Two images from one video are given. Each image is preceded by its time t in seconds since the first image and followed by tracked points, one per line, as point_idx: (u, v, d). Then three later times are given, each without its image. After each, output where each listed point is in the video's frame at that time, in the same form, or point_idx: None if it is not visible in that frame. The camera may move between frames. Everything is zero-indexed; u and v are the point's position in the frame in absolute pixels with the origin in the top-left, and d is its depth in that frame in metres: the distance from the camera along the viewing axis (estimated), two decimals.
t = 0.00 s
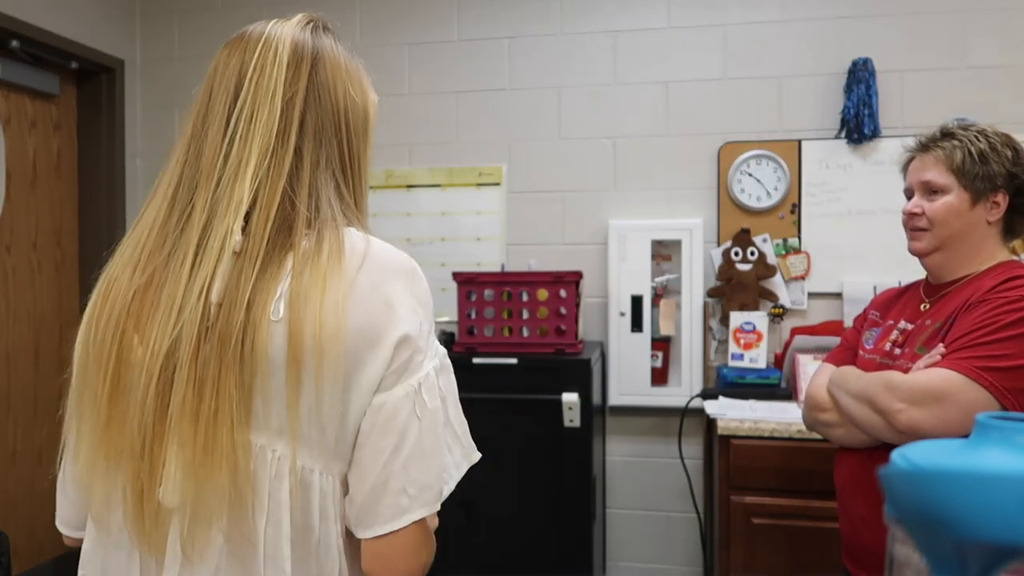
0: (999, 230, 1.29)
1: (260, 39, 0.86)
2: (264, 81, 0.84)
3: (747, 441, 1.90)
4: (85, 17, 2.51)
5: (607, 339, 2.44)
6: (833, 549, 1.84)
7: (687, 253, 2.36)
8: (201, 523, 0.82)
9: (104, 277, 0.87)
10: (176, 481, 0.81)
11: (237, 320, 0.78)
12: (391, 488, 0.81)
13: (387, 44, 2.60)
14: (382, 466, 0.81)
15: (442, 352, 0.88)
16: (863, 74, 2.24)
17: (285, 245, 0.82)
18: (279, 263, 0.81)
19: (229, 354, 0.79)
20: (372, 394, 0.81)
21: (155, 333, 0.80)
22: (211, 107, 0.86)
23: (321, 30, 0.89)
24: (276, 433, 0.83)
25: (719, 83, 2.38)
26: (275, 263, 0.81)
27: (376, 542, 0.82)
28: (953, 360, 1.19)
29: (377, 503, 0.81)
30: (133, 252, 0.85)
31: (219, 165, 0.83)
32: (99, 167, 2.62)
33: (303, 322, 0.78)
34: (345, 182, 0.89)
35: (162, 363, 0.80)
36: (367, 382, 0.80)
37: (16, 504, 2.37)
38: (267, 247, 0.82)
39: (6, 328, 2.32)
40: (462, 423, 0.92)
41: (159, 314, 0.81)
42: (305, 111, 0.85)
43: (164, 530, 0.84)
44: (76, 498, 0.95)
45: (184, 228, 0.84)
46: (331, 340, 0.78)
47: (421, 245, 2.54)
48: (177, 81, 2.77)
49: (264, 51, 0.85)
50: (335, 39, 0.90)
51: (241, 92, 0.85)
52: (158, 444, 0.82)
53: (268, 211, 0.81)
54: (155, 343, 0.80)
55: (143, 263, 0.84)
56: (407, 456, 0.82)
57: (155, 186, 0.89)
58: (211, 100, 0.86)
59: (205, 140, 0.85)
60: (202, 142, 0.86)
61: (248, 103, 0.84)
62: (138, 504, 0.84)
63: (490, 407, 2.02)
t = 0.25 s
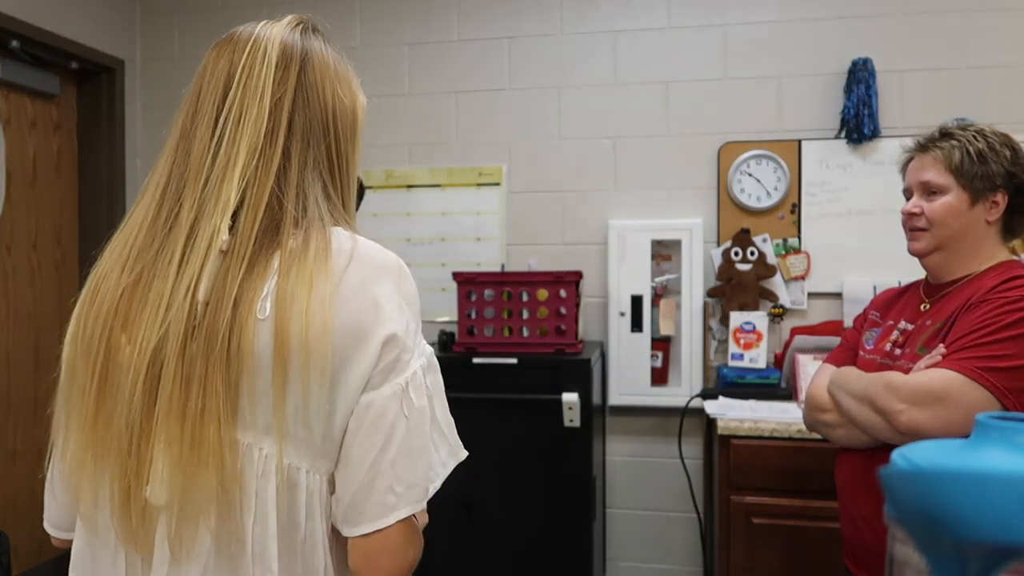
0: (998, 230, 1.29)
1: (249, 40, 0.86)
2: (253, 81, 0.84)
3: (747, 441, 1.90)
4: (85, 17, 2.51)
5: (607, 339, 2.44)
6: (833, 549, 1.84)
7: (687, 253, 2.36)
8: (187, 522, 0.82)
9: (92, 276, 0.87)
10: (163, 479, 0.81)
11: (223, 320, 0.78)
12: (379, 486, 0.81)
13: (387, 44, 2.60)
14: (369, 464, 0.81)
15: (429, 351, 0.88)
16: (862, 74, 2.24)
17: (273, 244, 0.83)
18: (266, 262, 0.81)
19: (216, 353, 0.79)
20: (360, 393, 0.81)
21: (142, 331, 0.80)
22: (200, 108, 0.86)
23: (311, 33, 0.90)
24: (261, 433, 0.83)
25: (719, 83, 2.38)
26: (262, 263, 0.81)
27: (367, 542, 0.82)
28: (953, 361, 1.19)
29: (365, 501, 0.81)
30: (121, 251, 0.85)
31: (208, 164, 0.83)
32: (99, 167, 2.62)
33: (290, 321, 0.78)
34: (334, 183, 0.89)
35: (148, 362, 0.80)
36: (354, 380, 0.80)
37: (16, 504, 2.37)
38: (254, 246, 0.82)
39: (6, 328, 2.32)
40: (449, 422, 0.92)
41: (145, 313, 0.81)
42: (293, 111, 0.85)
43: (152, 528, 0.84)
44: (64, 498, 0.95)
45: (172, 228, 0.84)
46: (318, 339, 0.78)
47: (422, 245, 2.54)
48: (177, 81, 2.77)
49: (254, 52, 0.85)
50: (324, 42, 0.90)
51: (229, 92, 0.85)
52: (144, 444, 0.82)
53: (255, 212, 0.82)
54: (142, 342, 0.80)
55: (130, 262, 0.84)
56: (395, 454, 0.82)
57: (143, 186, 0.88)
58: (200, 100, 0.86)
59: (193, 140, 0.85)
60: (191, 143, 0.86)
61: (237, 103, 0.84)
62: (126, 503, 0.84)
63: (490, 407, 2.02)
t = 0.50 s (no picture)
0: (998, 229, 1.29)
1: (241, 40, 0.86)
2: (245, 81, 0.84)
3: (747, 441, 1.90)
4: (85, 17, 2.51)
5: (607, 339, 2.44)
6: (833, 549, 1.83)
7: (687, 253, 2.36)
8: (179, 520, 0.82)
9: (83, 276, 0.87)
10: (155, 477, 0.81)
11: (213, 319, 0.78)
12: (369, 485, 0.81)
13: (387, 44, 2.59)
14: (359, 463, 0.80)
15: (420, 350, 0.88)
16: (862, 74, 2.24)
17: (264, 243, 0.83)
18: (256, 262, 0.81)
19: (205, 351, 0.78)
20: (349, 391, 0.81)
21: (132, 330, 0.80)
22: (191, 108, 0.86)
23: (303, 34, 0.90)
24: (252, 432, 0.83)
25: (719, 83, 2.38)
26: (253, 262, 0.81)
27: (365, 541, 0.82)
28: (953, 361, 1.19)
29: (354, 500, 0.81)
30: (112, 251, 0.85)
31: (200, 163, 0.83)
32: (99, 167, 2.62)
33: (279, 319, 0.78)
34: (325, 183, 0.89)
35: (138, 361, 0.80)
36: (345, 379, 0.80)
37: (16, 504, 2.37)
38: (245, 245, 0.82)
39: (6, 328, 2.32)
40: (442, 420, 0.90)
41: (136, 312, 0.81)
42: (285, 111, 0.85)
43: (144, 527, 0.85)
44: (58, 499, 0.95)
45: (163, 227, 0.84)
46: (307, 337, 0.78)
47: (422, 245, 2.54)
48: (177, 81, 2.77)
49: (245, 52, 0.85)
50: (317, 43, 0.90)
51: (221, 92, 0.85)
52: (136, 443, 0.82)
53: (246, 211, 0.82)
54: (133, 341, 0.80)
55: (121, 261, 0.84)
56: (385, 453, 0.81)
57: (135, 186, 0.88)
58: (192, 100, 0.86)
59: (185, 140, 0.85)
60: (183, 142, 0.86)
61: (228, 103, 0.84)
62: (118, 501, 0.84)
63: (490, 407, 2.02)
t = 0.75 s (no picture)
0: (998, 229, 1.29)
1: (239, 41, 0.86)
2: (243, 81, 0.84)
3: (747, 441, 1.90)
4: (85, 17, 2.51)
5: (607, 339, 2.44)
6: (833, 549, 1.83)
7: (687, 253, 2.36)
8: (176, 520, 0.82)
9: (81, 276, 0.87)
10: (152, 477, 0.81)
11: (210, 318, 0.78)
12: (367, 484, 0.80)
13: (387, 44, 2.59)
14: (356, 462, 0.80)
15: (417, 349, 0.87)
16: (862, 74, 2.24)
17: (261, 243, 0.83)
18: (254, 262, 0.81)
19: (202, 350, 0.78)
20: (346, 391, 0.80)
21: (130, 330, 0.80)
22: (190, 108, 0.86)
23: (302, 35, 0.89)
24: (248, 432, 0.82)
25: (719, 83, 2.38)
26: (251, 262, 0.81)
27: (365, 541, 0.82)
28: (953, 361, 1.19)
29: (352, 499, 0.81)
30: (110, 252, 0.85)
31: (199, 163, 0.83)
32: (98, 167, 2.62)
33: (276, 318, 0.78)
34: (324, 183, 0.89)
35: (136, 360, 0.79)
36: (342, 378, 0.80)
37: (16, 504, 2.36)
38: (242, 245, 0.82)
39: (6, 328, 2.32)
40: (438, 419, 0.90)
41: (134, 312, 0.81)
42: (283, 111, 0.85)
43: (142, 527, 0.84)
44: (56, 500, 0.95)
45: (161, 227, 0.84)
46: (305, 337, 0.78)
47: (421, 245, 2.54)
48: (177, 82, 2.77)
49: (244, 53, 0.85)
50: (316, 44, 0.90)
51: (220, 92, 0.84)
52: (134, 443, 0.82)
53: (243, 210, 0.81)
54: (130, 341, 0.80)
55: (119, 261, 0.84)
56: (382, 452, 0.81)
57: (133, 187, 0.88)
58: (191, 101, 0.86)
59: (184, 140, 0.85)
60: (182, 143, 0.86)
61: (227, 104, 0.84)
62: (116, 502, 0.84)
63: (490, 407, 2.02)
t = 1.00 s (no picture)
0: (997, 229, 1.29)
1: (242, 42, 0.86)
2: (247, 83, 0.84)
3: (747, 441, 1.90)
4: (85, 17, 2.51)
5: (607, 339, 2.44)
6: (833, 549, 1.84)
7: (687, 253, 2.36)
8: (179, 520, 0.82)
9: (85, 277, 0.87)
10: (154, 477, 0.81)
11: (213, 320, 0.78)
12: (374, 487, 0.81)
13: (387, 44, 2.59)
14: (363, 466, 0.81)
15: (419, 351, 0.88)
16: (862, 74, 2.24)
17: (263, 244, 0.83)
18: (256, 263, 0.81)
19: (204, 352, 0.78)
20: (349, 395, 0.81)
21: (133, 331, 0.80)
22: (194, 109, 0.86)
23: (304, 34, 0.89)
24: (250, 433, 0.82)
25: (719, 83, 2.38)
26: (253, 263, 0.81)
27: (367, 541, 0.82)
28: (952, 361, 1.19)
29: (360, 504, 0.82)
30: (114, 253, 0.85)
31: (203, 165, 0.83)
32: (98, 167, 2.62)
33: (277, 320, 0.78)
34: (326, 185, 0.89)
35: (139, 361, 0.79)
36: (345, 382, 0.80)
37: (16, 504, 2.36)
38: (245, 246, 0.82)
39: (6, 328, 2.32)
40: (443, 418, 0.90)
41: (137, 313, 0.81)
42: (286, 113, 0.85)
43: (145, 527, 0.85)
44: (58, 500, 0.95)
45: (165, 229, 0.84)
46: (306, 340, 0.78)
47: (421, 245, 2.54)
48: (177, 82, 2.77)
49: (247, 54, 0.85)
50: (318, 44, 0.90)
51: (223, 94, 0.85)
52: (137, 444, 0.82)
53: (247, 212, 0.81)
54: (134, 342, 0.80)
55: (123, 262, 0.84)
56: (387, 456, 0.82)
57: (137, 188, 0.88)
58: (195, 102, 0.86)
59: (188, 141, 0.85)
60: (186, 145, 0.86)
61: (230, 105, 0.84)
62: (119, 502, 0.84)
63: (490, 407, 2.02)
